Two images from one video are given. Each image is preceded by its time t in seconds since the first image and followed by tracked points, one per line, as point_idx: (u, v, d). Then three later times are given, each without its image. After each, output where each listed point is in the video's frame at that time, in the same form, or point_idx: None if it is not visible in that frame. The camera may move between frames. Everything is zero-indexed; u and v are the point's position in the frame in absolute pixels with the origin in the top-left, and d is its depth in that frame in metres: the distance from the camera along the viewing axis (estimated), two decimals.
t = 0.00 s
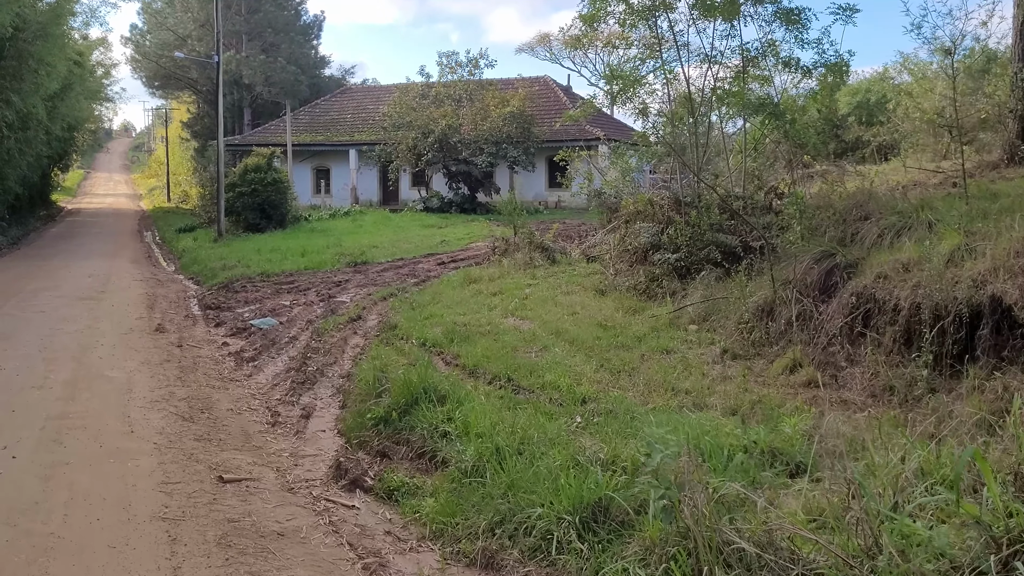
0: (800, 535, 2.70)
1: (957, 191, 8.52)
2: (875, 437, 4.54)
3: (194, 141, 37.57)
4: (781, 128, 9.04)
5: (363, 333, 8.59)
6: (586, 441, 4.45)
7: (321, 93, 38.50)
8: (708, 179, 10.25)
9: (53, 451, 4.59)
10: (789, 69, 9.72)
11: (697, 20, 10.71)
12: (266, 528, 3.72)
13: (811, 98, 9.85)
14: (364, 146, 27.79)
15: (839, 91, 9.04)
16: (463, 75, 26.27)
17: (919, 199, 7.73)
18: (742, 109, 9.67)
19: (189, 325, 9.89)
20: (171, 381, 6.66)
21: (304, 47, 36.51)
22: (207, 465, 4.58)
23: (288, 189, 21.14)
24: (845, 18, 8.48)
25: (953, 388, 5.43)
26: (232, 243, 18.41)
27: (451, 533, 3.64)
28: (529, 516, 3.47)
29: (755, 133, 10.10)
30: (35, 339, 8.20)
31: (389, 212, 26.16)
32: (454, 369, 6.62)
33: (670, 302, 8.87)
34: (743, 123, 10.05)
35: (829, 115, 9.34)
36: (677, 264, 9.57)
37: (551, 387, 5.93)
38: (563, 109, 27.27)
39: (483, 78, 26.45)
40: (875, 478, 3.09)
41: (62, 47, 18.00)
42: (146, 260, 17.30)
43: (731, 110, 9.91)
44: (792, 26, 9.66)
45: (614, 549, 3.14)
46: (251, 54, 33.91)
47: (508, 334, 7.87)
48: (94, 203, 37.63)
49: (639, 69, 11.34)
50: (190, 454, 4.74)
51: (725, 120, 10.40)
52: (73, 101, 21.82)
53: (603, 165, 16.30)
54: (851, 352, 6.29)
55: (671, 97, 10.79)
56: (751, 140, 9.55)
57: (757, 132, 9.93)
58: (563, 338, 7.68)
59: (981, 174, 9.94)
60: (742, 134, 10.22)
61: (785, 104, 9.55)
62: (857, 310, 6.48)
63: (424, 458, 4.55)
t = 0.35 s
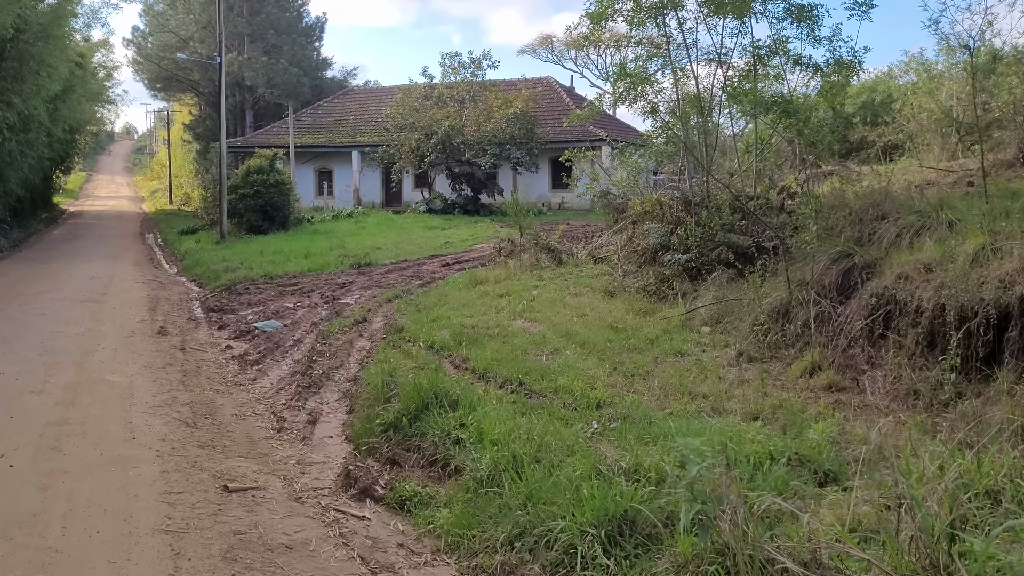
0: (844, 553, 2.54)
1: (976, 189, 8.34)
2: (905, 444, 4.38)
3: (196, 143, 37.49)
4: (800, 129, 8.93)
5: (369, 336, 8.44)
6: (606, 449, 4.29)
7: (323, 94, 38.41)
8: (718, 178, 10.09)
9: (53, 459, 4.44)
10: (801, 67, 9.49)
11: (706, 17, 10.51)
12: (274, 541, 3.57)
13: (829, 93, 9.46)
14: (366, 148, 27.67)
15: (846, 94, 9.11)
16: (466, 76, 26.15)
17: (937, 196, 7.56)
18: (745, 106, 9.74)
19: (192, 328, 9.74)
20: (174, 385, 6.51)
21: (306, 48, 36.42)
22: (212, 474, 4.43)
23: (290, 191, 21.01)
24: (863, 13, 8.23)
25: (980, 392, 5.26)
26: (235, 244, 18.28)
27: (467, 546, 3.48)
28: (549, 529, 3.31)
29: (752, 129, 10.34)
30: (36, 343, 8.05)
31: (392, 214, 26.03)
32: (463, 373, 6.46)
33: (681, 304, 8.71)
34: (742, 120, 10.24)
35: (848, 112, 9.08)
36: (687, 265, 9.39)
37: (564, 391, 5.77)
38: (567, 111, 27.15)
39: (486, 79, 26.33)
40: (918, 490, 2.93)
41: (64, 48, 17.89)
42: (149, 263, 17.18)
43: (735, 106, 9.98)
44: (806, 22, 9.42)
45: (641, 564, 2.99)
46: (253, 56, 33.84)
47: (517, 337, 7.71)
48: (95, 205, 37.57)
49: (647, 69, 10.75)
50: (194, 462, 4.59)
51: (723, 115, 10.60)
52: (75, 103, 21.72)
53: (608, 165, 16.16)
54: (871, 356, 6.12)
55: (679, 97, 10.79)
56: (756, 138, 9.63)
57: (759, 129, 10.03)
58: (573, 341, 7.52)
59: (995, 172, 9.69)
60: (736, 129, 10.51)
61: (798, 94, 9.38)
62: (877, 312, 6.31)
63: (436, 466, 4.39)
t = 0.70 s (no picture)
0: None
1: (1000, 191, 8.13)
2: (939, 455, 4.19)
3: (201, 145, 37.43)
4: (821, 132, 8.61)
5: (376, 341, 8.27)
6: (629, 464, 4.11)
7: (328, 96, 38.32)
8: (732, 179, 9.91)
9: (52, 471, 4.28)
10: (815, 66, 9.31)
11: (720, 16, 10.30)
12: (282, 561, 3.41)
13: (845, 90, 9.12)
14: (372, 150, 27.55)
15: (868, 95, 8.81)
16: (472, 78, 25.98)
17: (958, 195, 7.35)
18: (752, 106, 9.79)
19: (196, 332, 9.58)
20: (178, 392, 6.35)
21: (311, 50, 36.33)
22: (217, 486, 4.26)
23: (296, 193, 20.87)
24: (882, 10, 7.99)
25: (1013, 402, 5.06)
26: (240, 247, 18.14)
27: (485, 567, 3.30)
28: (572, 550, 3.14)
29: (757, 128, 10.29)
30: (37, 347, 7.90)
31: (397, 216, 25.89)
32: (474, 379, 6.29)
33: (696, 308, 8.52)
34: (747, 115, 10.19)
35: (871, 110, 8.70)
36: (701, 268, 9.21)
37: (580, 400, 5.58)
38: (574, 114, 26.93)
39: (492, 80, 26.17)
40: (969, 512, 2.75)
41: (68, 50, 17.79)
42: (153, 265, 17.04)
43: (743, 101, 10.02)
44: (821, 20, 9.20)
45: None
46: (258, 58, 33.75)
47: (528, 342, 7.53)
48: (100, 207, 37.51)
49: (661, 68, 10.56)
50: (198, 473, 4.42)
51: (733, 116, 10.51)
52: (79, 105, 21.63)
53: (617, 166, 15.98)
54: (897, 363, 5.91)
55: (690, 100, 10.66)
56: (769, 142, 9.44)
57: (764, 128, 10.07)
58: (585, 346, 7.34)
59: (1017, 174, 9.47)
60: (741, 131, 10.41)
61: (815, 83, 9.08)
62: (901, 318, 6.10)
63: (450, 479, 4.23)
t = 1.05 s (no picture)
0: None
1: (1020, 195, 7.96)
2: (973, 472, 4.02)
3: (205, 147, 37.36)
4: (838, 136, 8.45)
5: (383, 347, 8.12)
6: (650, 480, 3.94)
7: (333, 99, 38.24)
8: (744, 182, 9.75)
9: (51, 484, 4.13)
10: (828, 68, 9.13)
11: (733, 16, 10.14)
12: None
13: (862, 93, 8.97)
14: (376, 152, 27.43)
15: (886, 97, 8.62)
16: (477, 80, 25.87)
17: (979, 200, 7.17)
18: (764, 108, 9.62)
19: (200, 336, 9.44)
20: (180, 399, 6.21)
21: (315, 53, 36.25)
22: (221, 500, 4.11)
23: (300, 195, 20.74)
24: (902, 11, 7.80)
25: None
26: (243, 249, 18.02)
27: None
28: None
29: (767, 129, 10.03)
30: (38, 352, 7.75)
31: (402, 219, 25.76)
32: (484, 388, 6.12)
33: (709, 314, 8.35)
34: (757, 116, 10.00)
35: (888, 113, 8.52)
36: (713, 273, 9.06)
37: (594, 410, 5.42)
38: (581, 118, 26.77)
39: (497, 83, 26.06)
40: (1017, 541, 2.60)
41: (72, 51, 17.67)
42: (156, 268, 16.93)
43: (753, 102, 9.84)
44: (836, 21, 9.03)
45: None
46: (262, 60, 33.67)
47: (538, 349, 7.36)
48: (104, 209, 37.43)
49: (674, 69, 10.40)
50: (201, 486, 4.26)
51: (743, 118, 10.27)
52: (83, 107, 21.52)
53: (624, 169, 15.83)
54: (920, 373, 5.73)
55: (701, 102, 10.43)
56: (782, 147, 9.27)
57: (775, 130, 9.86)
58: (597, 353, 7.17)
59: None
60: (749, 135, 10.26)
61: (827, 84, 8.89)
62: (925, 326, 5.91)
63: (463, 494, 4.08)
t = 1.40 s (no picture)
0: None
1: None
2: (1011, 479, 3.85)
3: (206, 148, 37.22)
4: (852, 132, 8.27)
5: (389, 348, 7.94)
6: (674, 487, 3.78)
7: (334, 99, 38.07)
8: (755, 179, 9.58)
9: (47, 492, 3.96)
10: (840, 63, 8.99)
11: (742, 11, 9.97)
12: None
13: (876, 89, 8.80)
14: (378, 153, 27.28)
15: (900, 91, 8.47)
16: (479, 80, 25.70)
17: (1000, 195, 6.99)
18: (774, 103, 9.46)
19: (201, 338, 9.26)
20: (182, 402, 6.04)
21: (316, 53, 36.10)
22: (225, 508, 3.94)
23: (301, 196, 20.58)
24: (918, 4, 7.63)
25: None
26: (245, 250, 17.86)
27: None
28: None
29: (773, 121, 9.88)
30: (36, 355, 7.58)
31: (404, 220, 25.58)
32: (494, 390, 5.95)
33: (721, 314, 8.17)
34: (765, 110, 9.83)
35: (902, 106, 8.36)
36: (725, 272, 8.89)
37: (609, 412, 5.25)
38: (584, 118, 26.59)
39: (499, 82, 25.89)
40: None
41: (72, 51, 17.52)
42: (157, 269, 16.78)
43: (761, 97, 9.66)
44: (850, 15, 8.88)
45: None
46: (263, 61, 33.51)
47: (548, 350, 7.19)
48: (105, 210, 37.26)
49: (684, 65, 10.20)
50: (204, 494, 4.10)
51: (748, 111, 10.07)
52: (83, 107, 21.37)
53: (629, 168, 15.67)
54: (946, 373, 5.54)
55: (710, 98, 10.25)
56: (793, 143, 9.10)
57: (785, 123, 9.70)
58: (608, 353, 7.01)
59: None
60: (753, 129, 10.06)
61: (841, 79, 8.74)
62: (949, 326, 5.73)
63: (478, 501, 3.90)
